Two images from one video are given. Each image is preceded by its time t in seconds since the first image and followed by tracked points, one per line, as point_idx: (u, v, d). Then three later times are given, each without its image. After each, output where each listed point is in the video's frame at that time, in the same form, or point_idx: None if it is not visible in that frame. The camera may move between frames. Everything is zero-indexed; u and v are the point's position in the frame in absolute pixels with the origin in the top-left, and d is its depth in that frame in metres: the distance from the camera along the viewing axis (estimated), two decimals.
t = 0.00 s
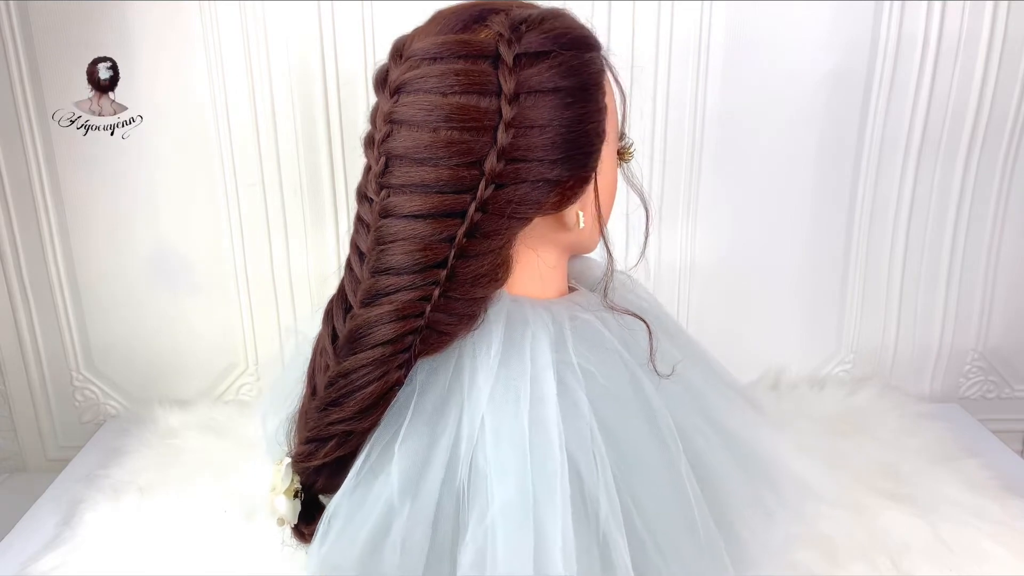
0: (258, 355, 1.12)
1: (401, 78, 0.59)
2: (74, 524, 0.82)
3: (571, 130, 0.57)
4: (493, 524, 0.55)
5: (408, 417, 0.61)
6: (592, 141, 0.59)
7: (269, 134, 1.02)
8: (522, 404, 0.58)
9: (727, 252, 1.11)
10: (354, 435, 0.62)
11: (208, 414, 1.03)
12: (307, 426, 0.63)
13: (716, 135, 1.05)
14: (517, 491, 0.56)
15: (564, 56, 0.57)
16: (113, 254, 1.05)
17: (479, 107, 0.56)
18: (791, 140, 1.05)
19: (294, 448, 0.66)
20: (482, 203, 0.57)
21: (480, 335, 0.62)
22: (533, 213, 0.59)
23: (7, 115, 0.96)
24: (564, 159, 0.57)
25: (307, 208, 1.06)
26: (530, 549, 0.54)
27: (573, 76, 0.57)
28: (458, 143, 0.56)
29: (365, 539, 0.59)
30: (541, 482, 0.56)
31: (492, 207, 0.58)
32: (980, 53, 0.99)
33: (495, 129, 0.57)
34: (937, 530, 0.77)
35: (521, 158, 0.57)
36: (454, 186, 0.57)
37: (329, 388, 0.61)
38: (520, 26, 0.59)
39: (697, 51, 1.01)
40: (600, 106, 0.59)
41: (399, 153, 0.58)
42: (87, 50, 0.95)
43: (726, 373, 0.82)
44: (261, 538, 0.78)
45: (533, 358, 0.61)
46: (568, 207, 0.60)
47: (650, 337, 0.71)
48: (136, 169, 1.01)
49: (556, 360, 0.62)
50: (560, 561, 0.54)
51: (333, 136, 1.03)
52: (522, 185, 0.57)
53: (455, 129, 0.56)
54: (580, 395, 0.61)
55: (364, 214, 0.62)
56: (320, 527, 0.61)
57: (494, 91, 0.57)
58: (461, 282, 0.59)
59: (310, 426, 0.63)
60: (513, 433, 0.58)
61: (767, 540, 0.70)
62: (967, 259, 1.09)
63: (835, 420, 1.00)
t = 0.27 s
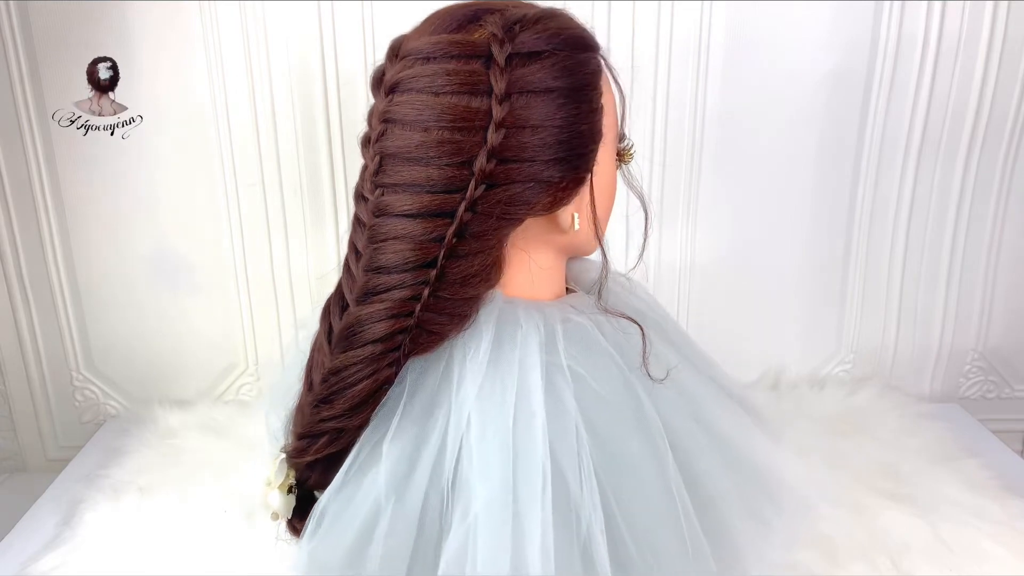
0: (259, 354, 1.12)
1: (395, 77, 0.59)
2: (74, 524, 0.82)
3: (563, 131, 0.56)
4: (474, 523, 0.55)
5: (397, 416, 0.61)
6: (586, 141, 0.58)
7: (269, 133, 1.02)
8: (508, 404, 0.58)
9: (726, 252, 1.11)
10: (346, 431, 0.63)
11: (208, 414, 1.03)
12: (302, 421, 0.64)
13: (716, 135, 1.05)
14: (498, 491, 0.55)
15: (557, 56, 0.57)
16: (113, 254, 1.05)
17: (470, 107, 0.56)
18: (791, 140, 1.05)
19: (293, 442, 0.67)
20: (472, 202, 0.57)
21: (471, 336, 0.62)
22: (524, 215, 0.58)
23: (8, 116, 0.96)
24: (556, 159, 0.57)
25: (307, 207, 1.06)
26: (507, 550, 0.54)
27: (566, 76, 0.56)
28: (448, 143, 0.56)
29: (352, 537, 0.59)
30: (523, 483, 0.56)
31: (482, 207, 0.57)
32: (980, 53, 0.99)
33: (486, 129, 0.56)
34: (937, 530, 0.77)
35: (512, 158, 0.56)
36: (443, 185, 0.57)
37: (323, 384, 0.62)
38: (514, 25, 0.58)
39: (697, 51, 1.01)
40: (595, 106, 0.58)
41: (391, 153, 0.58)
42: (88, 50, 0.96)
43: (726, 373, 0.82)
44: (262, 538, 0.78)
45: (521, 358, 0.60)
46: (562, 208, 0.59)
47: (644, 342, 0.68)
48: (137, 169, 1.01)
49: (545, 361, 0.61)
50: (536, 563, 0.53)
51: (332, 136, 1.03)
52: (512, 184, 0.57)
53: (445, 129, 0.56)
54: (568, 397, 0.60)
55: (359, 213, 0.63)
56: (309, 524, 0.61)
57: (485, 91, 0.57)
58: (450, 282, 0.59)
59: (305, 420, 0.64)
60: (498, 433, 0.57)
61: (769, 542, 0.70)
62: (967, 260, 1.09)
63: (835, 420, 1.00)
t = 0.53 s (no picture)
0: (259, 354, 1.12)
1: (391, 77, 0.59)
2: (74, 524, 0.82)
3: (557, 131, 0.56)
4: (462, 522, 0.55)
5: (391, 415, 0.61)
6: (581, 142, 0.58)
7: (269, 133, 1.02)
8: (499, 405, 0.58)
9: (726, 252, 1.11)
10: (340, 430, 0.63)
11: (208, 414, 1.03)
12: (298, 418, 0.65)
13: (716, 135, 1.05)
14: (487, 492, 0.55)
15: (552, 56, 0.57)
16: (113, 254, 1.05)
17: (464, 107, 0.56)
18: (791, 140, 1.05)
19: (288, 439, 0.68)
20: (465, 202, 0.57)
21: (464, 337, 0.62)
22: (518, 215, 0.58)
23: (8, 116, 0.96)
24: (550, 159, 0.57)
25: (307, 207, 1.06)
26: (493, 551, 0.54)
27: (561, 76, 0.56)
28: (442, 143, 0.56)
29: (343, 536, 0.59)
30: (513, 483, 0.56)
31: (475, 207, 0.57)
32: (980, 53, 0.99)
33: (480, 129, 0.56)
34: (937, 530, 0.77)
35: (505, 158, 0.56)
36: (435, 185, 0.57)
37: (318, 382, 0.63)
38: (510, 26, 0.58)
39: (697, 51, 1.01)
40: (590, 107, 0.58)
41: (385, 153, 0.59)
42: (88, 51, 0.96)
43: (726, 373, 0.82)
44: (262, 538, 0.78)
45: (513, 358, 0.60)
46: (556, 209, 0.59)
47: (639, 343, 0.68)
48: (137, 169, 1.01)
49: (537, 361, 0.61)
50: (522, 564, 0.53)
51: (332, 136, 1.03)
52: (506, 185, 0.57)
53: (438, 129, 0.56)
54: (560, 398, 0.60)
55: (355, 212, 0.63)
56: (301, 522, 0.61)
57: (479, 91, 0.56)
58: (444, 282, 0.59)
59: (300, 418, 0.64)
60: (488, 433, 0.57)
61: (769, 543, 0.70)
62: (967, 260, 1.09)
63: (836, 420, 1.00)
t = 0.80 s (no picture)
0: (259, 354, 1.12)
1: (391, 77, 0.59)
2: (74, 524, 0.82)
3: (557, 132, 0.56)
4: (463, 522, 0.55)
5: (391, 417, 0.61)
6: (581, 142, 0.58)
7: (269, 133, 1.02)
8: (500, 404, 0.58)
9: (726, 251, 1.11)
10: (341, 429, 0.63)
11: (208, 414, 1.03)
12: (299, 418, 0.65)
13: (716, 135, 1.05)
14: (489, 492, 0.55)
15: (552, 57, 0.57)
16: (113, 254, 1.05)
17: (464, 107, 0.56)
18: (791, 140, 1.05)
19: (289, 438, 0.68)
20: (465, 203, 0.57)
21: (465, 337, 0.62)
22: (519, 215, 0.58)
23: (8, 116, 0.96)
24: (550, 160, 0.57)
25: (307, 207, 1.06)
26: (495, 549, 0.54)
27: (561, 76, 0.56)
28: (442, 144, 0.56)
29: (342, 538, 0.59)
30: (513, 483, 0.56)
31: (475, 209, 0.57)
32: (980, 53, 0.99)
33: (480, 129, 0.56)
34: (937, 530, 0.77)
35: (506, 158, 0.56)
36: (433, 186, 0.56)
37: (319, 382, 0.63)
38: (510, 26, 0.58)
39: (697, 51, 1.01)
40: (590, 107, 0.58)
41: (385, 153, 0.59)
42: (88, 50, 0.96)
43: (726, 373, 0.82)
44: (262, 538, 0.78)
45: (514, 358, 0.60)
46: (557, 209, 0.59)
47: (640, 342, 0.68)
48: (137, 169, 1.01)
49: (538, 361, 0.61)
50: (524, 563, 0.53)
51: (332, 136, 1.03)
52: (506, 185, 0.57)
53: (438, 130, 0.56)
54: (561, 399, 0.60)
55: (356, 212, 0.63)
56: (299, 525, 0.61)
57: (479, 91, 0.56)
58: (444, 283, 0.59)
59: (301, 418, 0.65)
60: (489, 433, 0.57)
61: (769, 543, 0.70)
62: (967, 260, 1.09)
63: (836, 421, 1.00)
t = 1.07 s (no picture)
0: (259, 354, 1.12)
1: (392, 78, 0.59)
2: (74, 524, 0.82)
3: (559, 131, 0.56)
4: (468, 523, 0.55)
5: (393, 418, 0.61)
6: (583, 142, 0.58)
7: (269, 133, 1.02)
8: (503, 404, 0.58)
9: (726, 251, 1.11)
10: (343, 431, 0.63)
11: (208, 414, 1.03)
12: (300, 420, 0.65)
13: (716, 135, 1.05)
14: (493, 492, 0.55)
15: (553, 57, 0.57)
16: (113, 254, 1.05)
17: (466, 107, 0.56)
18: (791, 140, 1.05)
19: (290, 440, 0.67)
20: (468, 203, 0.57)
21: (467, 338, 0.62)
22: (521, 215, 0.58)
23: (9, 117, 0.96)
24: (552, 159, 0.57)
25: (307, 207, 1.06)
26: (499, 551, 0.54)
27: (562, 76, 0.57)
28: (444, 144, 0.56)
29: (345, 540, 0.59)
30: (518, 483, 0.56)
31: (478, 209, 0.57)
32: (980, 53, 0.99)
33: (483, 129, 0.56)
34: (937, 530, 0.77)
35: (508, 158, 0.56)
36: (436, 186, 0.56)
37: (320, 384, 0.62)
38: (512, 26, 0.58)
39: (696, 51, 1.01)
40: (591, 108, 0.59)
41: (386, 153, 0.58)
42: (88, 50, 0.96)
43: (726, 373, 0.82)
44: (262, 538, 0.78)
45: (517, 358, 0.60)
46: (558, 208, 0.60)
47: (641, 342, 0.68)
48: (137, 169, 1.01)
49: (541, 361, 0.61)
50: (529, 564, 0.53)
51: (332, 136, 1.03)
52: (508, 185, 0.57)
53: (441, 130, 0.56)
54: (565, 399, 0.60)
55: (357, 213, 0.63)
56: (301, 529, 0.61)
57: (481, 91, 0.56)
58: (447, 283, 0.59)
59: (302, 419, 0.64)
60: (493, 434, 0.57)
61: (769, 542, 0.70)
62: (967, 260, 1.09)
63: (836, 421, 1.00)
